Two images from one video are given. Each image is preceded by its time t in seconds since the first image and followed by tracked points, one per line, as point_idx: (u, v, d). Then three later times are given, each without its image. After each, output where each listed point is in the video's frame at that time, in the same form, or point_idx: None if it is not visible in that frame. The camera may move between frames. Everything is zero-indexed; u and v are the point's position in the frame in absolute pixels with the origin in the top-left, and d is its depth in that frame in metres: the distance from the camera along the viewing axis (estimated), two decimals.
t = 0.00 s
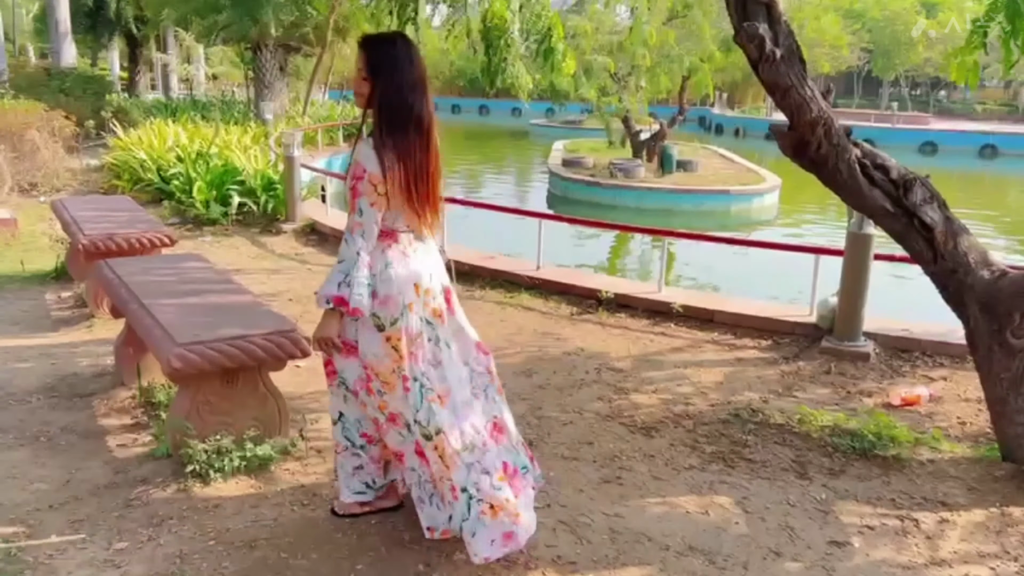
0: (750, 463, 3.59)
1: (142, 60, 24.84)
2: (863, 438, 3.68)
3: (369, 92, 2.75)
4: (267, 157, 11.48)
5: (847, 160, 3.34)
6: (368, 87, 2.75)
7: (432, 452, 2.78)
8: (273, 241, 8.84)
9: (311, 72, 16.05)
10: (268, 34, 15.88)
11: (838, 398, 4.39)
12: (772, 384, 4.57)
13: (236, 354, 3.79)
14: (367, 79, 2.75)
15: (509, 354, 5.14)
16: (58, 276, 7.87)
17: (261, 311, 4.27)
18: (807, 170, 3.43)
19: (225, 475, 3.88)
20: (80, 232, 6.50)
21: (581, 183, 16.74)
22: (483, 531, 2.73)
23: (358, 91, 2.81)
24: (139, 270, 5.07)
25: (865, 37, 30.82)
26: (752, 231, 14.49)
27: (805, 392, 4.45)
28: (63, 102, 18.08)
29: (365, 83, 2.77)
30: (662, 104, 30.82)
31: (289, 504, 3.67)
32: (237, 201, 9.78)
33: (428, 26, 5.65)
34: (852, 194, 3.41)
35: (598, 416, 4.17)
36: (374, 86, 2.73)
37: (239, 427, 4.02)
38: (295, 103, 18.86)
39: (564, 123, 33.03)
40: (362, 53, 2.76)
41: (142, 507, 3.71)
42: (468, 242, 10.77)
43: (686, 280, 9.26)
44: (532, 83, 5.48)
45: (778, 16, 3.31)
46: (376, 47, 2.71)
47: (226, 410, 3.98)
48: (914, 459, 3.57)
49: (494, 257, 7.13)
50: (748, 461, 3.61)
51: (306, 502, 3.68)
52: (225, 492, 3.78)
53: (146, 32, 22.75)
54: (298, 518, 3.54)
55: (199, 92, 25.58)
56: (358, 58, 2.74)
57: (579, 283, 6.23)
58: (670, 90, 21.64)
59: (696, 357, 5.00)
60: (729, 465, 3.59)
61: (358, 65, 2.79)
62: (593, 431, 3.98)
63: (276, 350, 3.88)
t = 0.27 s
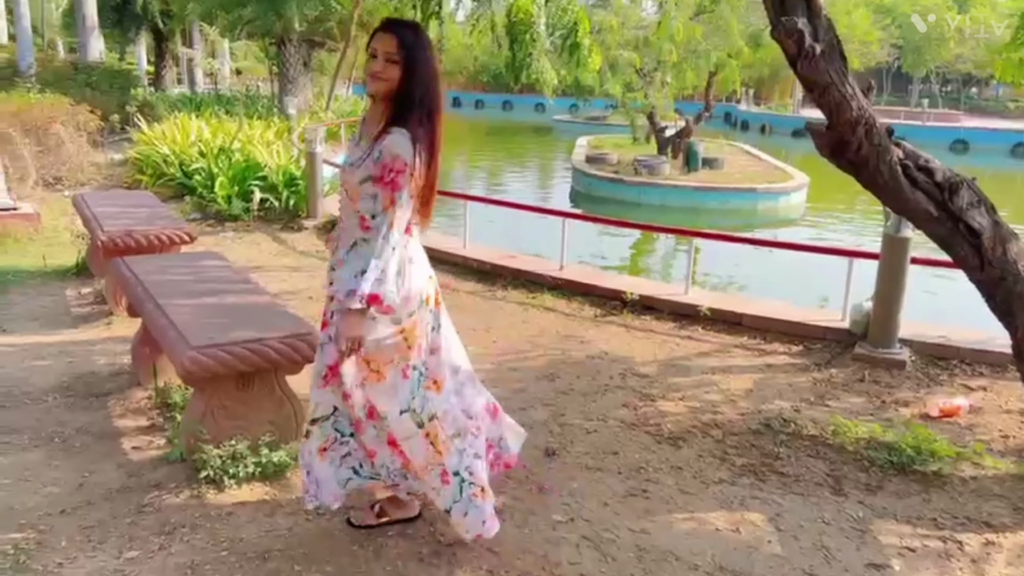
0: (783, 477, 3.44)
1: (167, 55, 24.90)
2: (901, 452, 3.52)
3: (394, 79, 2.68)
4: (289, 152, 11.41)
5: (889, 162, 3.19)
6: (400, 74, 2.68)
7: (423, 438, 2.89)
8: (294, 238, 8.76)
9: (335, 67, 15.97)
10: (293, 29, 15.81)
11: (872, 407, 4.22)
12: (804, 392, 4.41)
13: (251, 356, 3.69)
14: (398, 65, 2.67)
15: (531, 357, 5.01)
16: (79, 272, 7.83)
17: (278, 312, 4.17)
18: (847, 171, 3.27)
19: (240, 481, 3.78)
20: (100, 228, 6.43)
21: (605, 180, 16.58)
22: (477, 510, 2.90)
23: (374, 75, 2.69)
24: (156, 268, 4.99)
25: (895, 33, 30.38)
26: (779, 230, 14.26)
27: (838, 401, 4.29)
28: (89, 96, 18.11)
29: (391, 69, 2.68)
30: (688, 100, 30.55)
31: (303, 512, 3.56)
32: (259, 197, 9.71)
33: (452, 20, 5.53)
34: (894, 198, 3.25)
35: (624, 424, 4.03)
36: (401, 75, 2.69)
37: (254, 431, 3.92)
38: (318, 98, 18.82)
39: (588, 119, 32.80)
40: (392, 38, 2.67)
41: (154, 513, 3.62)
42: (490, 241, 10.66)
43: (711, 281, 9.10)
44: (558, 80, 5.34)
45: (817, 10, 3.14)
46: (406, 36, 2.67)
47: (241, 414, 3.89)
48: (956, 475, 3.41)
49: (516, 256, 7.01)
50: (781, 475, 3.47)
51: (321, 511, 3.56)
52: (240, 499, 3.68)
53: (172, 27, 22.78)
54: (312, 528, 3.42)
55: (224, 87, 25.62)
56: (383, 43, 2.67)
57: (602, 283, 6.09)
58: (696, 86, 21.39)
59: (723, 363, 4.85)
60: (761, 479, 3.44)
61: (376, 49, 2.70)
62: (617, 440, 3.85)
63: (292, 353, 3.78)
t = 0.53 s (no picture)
0: (808, 492, 3.34)
1: (188, 52, 25.00)
2: (929, 466, 3.41)
3: (413, 76, 2.73)
4: (307, 150, 11.38)
5: (921, 166, 3.09)
6: (424, 69, 2.74)
7: (428, 430, 2.80)
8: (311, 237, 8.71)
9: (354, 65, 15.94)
10: (312, 27, 15.81)
11: (899, 418, 4.10)
12: (828, 402, 4.29)
13: (262, 359, 3.62)
14: (421, 61, 2.73)
15: (549, 362, 4.92)
16: (96, 270, 7.81)
17: (290, 317, 4.09)
18: (876, 177, 3.16)
19: (251, 487, 3.68)
20: (115, 228, 6.39)
21: (623, 179, 16.46)
22: (474, 497, 2.96)
23: (394, 70, 2.71)
24: (171, 270, 4.93)
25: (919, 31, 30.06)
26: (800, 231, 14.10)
27: (863, 411, 4.17)
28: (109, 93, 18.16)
29: (412, 65, 2.73)
30: (708, 99, 30.35)
31: (314, 522, 3.47)
32: (276, 195, 9.68)
33: (471, 18, 5.45)
34: (926, 204, 3.16)
35: (642, 433, 3.93)
36: (422, 71, 2.75)
37: (265, 436, 3.86)
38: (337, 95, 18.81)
39: (607, 117, 32.65)
40: (412, 35, 2.73)
41: (163, 521, 3.55)
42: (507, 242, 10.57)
43: (731, 285, 8.99)
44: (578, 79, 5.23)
45: (848, 10, 3.03)
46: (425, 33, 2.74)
47: (252, 419, 3.83)
48: (989, 492, 3.30)
49: (533, 258, 6.92)
50: (805, 489, 3.36)
51: (332, 521, 3.47)
52: (249, 507, 3.60)
53: (193, 25, 22.86)
54: (323, 540, 3.33)
55: (244, 85, 25.70)
56: (404, 40, 2.72)
57: (620, 286, 5.99)
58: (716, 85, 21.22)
59: (745, 370, 4.73)
60: (784, 494, 3.34)
61: (393, 46, 2.72)
62: (636, 450, 3.75)
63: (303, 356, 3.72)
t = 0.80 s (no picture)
0: (839, 512, 3.21)
1: (214, 49, 25.06)
2: (967, 487, 3.27)
3: (414, 82, 2.87)
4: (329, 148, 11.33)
5: (963, 173, 2.98)
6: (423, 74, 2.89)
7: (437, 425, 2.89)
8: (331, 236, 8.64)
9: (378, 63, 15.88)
10: (337, 25, 15.77)
11: (934, 433, 3.95)
12: (860, 414, 4.15)
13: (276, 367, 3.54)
14: (419, 67, 2.87)
15: (570, 369, 4.81)
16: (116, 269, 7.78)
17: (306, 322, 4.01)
18: (917, 186, 3.04)
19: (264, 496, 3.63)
20: (134, 227, 6.33)
21: (647, 179, 16.30)
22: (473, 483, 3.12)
23: (397, 76, 2.83)
24: (187, 271, 4.86)
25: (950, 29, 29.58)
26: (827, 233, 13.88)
27: (896, 425, 4.03)
28: (135, 90, 18.21)
29: (413, 72, 2.86)
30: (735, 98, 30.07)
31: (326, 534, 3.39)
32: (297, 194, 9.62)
33: (495, 16, 5.35)
34: (969, 213, 3.06)
35: (666, 446, 3.81)
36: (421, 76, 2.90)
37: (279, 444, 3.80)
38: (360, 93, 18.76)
39: (631, 115, 32.43)
40: (409, 40, 2.85)
41: (173, 531, 3.48)
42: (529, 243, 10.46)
43: (756, 289, 8.84)
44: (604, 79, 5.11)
45: (888, 10, 2.89)
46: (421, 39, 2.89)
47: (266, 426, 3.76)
48: None
49: (555, 260, 6.81)
50: (836, 508, 3.23)
51: (344, 533, 3.38)
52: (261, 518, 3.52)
53: (219, 22, 22.90)
54: (335, 555, 3.24)
55: (269, 81, 25.75)
56: (406, 47, 2.83)
57: (644, 291, 5.87)
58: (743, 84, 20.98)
59: (773, 380, 4.59)
60: (814, 513, 3.21)
61: (398, 53, 2.83)
62: (660, 464, 3.64)
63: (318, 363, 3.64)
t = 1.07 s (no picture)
0: (870, 531, 3.08)
1: (241, 47, 25.13)
2: (1005, 508, 3.14)
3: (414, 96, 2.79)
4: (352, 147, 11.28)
5: (1005, 180, 2.84)
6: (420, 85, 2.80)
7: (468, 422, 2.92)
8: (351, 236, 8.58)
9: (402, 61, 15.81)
10: (361, 23, 15.74)
11: (968, 448, 3.81)
12: (891, 427, 4.01)
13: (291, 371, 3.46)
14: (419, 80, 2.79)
15: (592, 376, 4.70)
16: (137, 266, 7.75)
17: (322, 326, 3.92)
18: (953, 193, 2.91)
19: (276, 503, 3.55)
20: (154, 226, 6.29)
21: (672, 179, 16.14)
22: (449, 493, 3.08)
23: (395, 88, 2.72)
24: (204, 272, 4.80)
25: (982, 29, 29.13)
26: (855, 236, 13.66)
27: (929, 439, 3.89)
28: (160, 87, 18.27)
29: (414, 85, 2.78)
30: (761, 97, 29.78)
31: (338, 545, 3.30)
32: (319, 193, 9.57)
33: (519, 13, 5.25)
34: (1011, 220, 2.92)
35: (689, 458, 3.70)
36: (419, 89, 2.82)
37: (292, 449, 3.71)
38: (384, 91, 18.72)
39: (656, 114, 32.20)
40: (403, 50, 2.75)
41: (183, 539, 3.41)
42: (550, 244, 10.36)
43: (782, 294, 8.68)
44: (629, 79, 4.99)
45: (928, 9, 2.76)
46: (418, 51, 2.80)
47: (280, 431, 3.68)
48: None
49: (578, 263, 6.69)
50: (866, 527, 3.11)
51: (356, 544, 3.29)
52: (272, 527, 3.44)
53: (245, 19, 22.95)
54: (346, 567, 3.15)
55: (294, 79, 25.80)
56: (406, 61, 2.73)
57: (668, 295, 5.75)
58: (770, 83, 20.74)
59: (801, 389, 4.46)
60: (844, 532, 3.09)
61: (401, 67, 2.73)
62: (683, 477, 3.52)
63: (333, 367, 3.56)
